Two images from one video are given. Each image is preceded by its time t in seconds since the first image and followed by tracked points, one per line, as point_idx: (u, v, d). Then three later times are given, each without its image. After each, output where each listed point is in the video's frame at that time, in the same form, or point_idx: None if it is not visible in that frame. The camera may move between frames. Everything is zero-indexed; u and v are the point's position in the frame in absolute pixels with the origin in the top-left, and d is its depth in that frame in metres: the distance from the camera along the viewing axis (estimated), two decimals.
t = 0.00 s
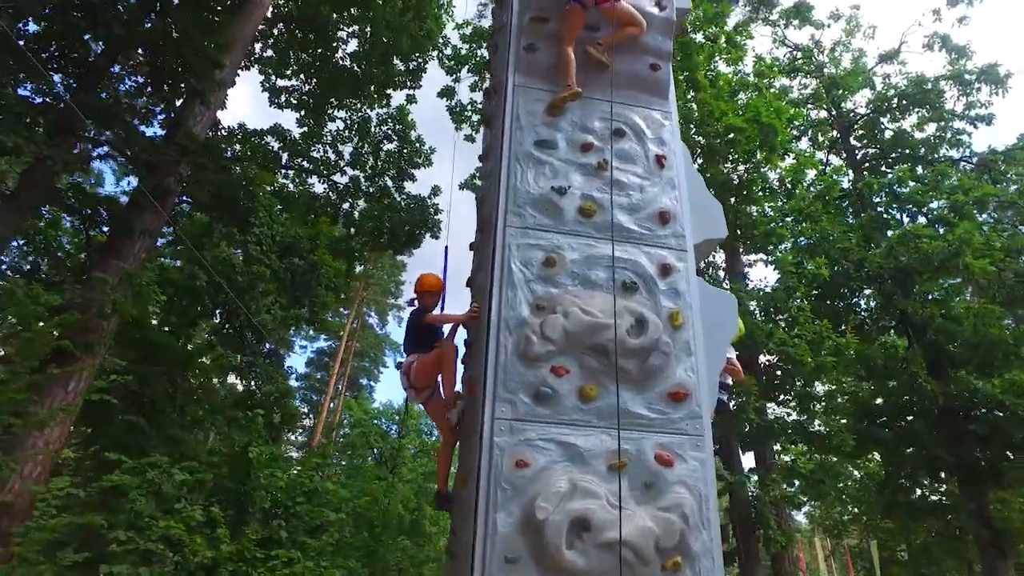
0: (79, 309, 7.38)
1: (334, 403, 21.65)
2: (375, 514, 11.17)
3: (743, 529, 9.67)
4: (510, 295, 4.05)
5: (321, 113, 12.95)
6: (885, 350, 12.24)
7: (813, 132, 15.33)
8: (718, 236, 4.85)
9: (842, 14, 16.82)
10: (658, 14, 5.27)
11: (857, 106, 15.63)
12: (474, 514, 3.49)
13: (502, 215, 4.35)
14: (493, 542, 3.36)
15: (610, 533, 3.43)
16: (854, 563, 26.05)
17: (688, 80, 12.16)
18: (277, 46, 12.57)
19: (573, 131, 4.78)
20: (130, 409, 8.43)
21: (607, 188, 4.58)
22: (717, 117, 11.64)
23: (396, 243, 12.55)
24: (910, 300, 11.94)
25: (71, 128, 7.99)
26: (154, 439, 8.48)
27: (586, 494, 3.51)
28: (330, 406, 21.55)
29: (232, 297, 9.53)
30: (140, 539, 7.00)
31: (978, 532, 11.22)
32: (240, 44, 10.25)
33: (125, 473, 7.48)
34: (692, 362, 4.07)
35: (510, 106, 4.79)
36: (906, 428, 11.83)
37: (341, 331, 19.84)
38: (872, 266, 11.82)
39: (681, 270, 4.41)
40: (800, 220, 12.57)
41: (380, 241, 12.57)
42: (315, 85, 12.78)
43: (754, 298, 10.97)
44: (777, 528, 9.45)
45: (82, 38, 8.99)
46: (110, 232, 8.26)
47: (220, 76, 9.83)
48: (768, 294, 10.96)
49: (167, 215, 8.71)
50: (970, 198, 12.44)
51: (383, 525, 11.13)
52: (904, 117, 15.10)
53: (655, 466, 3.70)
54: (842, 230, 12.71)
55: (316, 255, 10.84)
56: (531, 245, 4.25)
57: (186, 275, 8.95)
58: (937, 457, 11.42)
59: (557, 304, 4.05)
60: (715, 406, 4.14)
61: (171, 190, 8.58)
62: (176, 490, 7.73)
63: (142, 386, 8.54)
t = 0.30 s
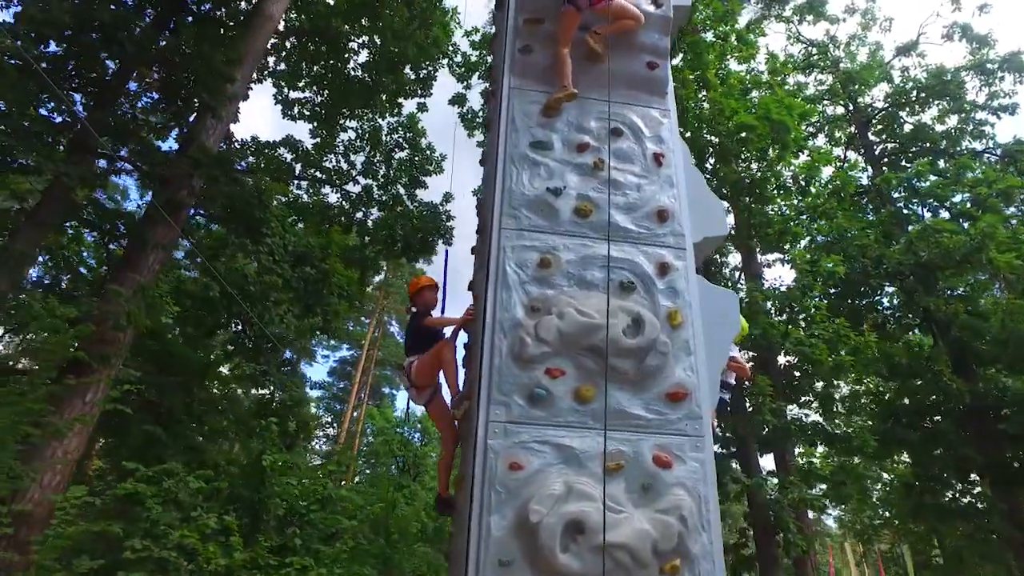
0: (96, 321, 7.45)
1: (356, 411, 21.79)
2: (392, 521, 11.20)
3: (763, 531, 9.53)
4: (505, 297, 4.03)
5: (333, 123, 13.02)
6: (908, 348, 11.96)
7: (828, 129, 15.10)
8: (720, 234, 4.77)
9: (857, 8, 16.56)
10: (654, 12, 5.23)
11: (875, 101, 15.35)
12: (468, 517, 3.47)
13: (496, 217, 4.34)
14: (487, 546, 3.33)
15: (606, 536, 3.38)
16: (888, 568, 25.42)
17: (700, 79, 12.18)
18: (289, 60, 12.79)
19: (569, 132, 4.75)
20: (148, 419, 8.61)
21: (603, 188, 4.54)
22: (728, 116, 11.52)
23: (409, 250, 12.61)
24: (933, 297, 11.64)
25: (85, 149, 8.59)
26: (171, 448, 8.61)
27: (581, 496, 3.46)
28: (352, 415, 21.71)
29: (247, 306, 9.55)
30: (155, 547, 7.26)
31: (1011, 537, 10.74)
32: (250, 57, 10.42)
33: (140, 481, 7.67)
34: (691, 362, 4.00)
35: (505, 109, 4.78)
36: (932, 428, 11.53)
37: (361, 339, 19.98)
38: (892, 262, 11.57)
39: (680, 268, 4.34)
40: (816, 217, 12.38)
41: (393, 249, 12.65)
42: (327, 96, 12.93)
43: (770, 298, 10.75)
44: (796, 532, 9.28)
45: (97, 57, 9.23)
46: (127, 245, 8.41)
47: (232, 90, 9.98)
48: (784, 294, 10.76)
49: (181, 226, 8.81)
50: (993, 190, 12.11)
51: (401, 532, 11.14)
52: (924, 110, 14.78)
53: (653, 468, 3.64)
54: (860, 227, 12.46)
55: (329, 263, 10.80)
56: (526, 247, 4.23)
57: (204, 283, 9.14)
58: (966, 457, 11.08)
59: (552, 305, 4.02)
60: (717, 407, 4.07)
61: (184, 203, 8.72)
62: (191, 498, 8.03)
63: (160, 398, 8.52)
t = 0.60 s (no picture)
0: (101, 335, 7.53)
1: (374, 423, 21.82)
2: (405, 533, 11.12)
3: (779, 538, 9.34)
4: (492, 300, 3.97)
5: (340, 135, 13.09)
6: (927, 350, 11.67)
7: (838, 129, 15.15)
8: (714, 232, 4.67)
9: (867, 6, 16.35)
10: (645, 10, 5.18)
11: (888, 99, 15.11)
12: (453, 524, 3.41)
13: (484, 220, 4.28)
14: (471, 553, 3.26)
15: (593, 543, 3.28)
16: None
17: (705, 82, 12.19)
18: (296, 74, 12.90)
19: (559, 132, 4.69)
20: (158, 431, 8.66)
21: (593, 188, 4.47)
22: (733, 117, 11.39)
23: (418, 260, 12.62)
24: (951, 296, 11.34)
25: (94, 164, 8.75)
26: (180, 460, 8.52)
27: (568, 502, 3.37)
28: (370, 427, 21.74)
29: (251, 320, 9.58)
30: (162, 558, 7.30)
31: None
32: (256, 72, 10.54)
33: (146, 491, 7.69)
34: (683, 363, 3.90)
35: (494, 111, 4.74)
36: (955, 432, 11.21)
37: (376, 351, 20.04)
38: (906, 262, 11.31)
39: (673, 268, 4.24)
40: (828, 218, 12.17)
41: (402, 260, 12.66)
42: (333, 109, 13.01)
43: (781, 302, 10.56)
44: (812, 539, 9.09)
45: (106, 75, 9.41)
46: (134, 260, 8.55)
47: (238, 104, 10.10)
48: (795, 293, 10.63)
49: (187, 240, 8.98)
50: (1012, 185, 11.81)
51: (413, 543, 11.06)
52: (938, 106, 14.51)
53: (643, 472, 3.54)
54: (874, 226, 12.21)
55: (334, 273, 10.65)
56: (514, 249, 4.17)
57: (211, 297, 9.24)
58: (990, 461, 10.78)
59: (540, 307, 3.94)
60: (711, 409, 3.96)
61: (191, 216, 8.81)
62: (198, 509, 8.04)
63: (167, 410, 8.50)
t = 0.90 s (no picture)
0: (95, 357, 7.62)
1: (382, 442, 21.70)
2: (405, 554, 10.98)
3: (783, 557, 9.11)
4: (465, 316, 3.92)
5: (340, 154, 13.10)
6: (934, 362, 11.44)
7: (840, 140, 15.44)
8: (697, 243, 4.57)
9: (868, 17, 16.30)
10: (625, 22, 5.17)
11: (890, 109, 15.00)
12: (420, 546, 3.34)
13: (459, 235, 4.23)
14: None
15: (562, 566, 3.20)
16: None
17: (703, 95, 12.15)
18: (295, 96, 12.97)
19: (537, 146, 4.65)
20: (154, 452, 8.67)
21: (571, 201, 4.41)
22: (730, 129, 11.29)
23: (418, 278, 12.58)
24: (958, 307, 11.01)
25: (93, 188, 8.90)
26: (176, 480, 8.59)
27: (538, 523, 3.29)
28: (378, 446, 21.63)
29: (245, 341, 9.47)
30: None
31: None
32: (253, 93, 10.57)
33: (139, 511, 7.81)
34: (661, 378, 3.80)
35: (471, 126, 4.71)
36: (966, 445, 10.92)
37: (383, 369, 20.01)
38: (909, 272, 11.02)
39: (651, 281, 4.15)
40: (829, 229, 12.03)
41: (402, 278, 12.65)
42: (333, 129, 13.06)
43: (782, 315, 10.43)
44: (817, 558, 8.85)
45: (106, 99, 9.53)
46: (130, 281, 8.54)
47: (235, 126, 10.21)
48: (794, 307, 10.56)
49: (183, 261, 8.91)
50: (1017, 193, 11.61)
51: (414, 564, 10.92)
52: (942, 115, 14.36)
53: (617, 492, 3.44)
54: (877, 237, 12.04)
55: (331, 293, 10.88)
56: (488, 264, 4.11)
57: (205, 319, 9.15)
58: (1003, 475, 10.45)
59: (513, 323, 3.88)
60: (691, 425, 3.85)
61: (187, 236, 8.86)
62: (190, 532, 7.85)
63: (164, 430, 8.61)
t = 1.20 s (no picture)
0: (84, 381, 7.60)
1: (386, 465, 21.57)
2: None
3: None
4: (431, 335, 3.90)
5: (337, 178, 13.26)
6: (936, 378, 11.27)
7: (838, 156, 15.65)
8: (671, 259, 4.53)
9: (862, 34, 16.39)
10: (599, 40, 5.21)
11: (886, 124, 15.01)
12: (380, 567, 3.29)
13: (429, 253, 4.23)
14: None
15: None
16: None
17: (696, 113, 12.21)
18: (293, 120, 13.04)
19: (509, 163, 4.65)
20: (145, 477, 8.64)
21: (542, 218, 4.40)
22: (721, 146, 11.28)
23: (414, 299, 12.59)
24: (959, 321, 10.88)
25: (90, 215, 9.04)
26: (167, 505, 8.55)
27: (499, 544, 3.24)
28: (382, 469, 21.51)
29: (235, 365, 9.45)
30: None
31: None
32: (250, 119, 10.82)
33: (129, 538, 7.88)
34: (630, 395, 3.74)
35: (444, 145, 4.73)
36: (974, 463, 10.57)
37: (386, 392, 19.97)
38: (906, 286, 11.14)
39: (622, 297, 4.11)
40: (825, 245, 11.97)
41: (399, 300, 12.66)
42: (330, 153, 13.10)
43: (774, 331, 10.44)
44: None
45: (103, 126, 9.68)
46: (125, 306, 8.65)
47: (230, 150, 10.34)
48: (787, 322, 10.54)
49: (174, 286, 9.08)
50: (1014, 206, 11.54)
51: None
52: (938, 129, 14.35)
53: (582, 512, 3.37)
54: (874, 252, 11.99)
55: (324, 315, 10.80)
56: (457, 282, 4.09)
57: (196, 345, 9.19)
58: (1012, 494, 10.17)
59: (480, 341, 3.85)
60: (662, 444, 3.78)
61: (180, 260, 8.95)
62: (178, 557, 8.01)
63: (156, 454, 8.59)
